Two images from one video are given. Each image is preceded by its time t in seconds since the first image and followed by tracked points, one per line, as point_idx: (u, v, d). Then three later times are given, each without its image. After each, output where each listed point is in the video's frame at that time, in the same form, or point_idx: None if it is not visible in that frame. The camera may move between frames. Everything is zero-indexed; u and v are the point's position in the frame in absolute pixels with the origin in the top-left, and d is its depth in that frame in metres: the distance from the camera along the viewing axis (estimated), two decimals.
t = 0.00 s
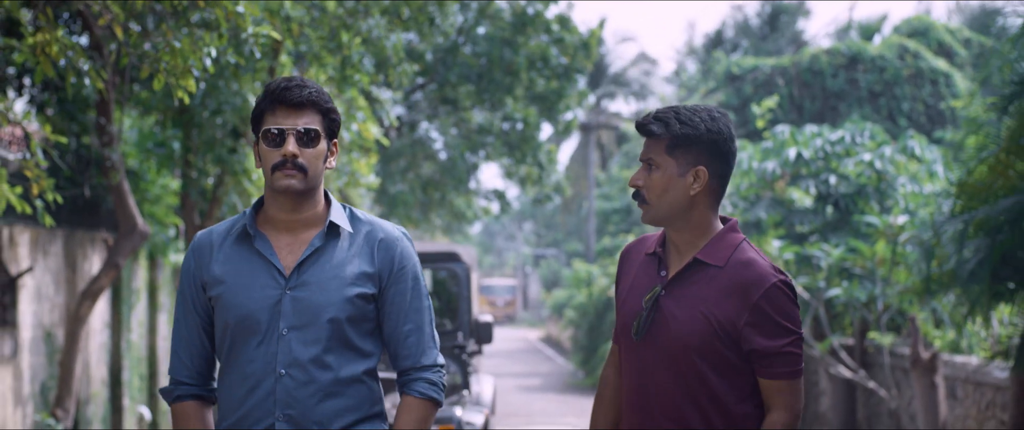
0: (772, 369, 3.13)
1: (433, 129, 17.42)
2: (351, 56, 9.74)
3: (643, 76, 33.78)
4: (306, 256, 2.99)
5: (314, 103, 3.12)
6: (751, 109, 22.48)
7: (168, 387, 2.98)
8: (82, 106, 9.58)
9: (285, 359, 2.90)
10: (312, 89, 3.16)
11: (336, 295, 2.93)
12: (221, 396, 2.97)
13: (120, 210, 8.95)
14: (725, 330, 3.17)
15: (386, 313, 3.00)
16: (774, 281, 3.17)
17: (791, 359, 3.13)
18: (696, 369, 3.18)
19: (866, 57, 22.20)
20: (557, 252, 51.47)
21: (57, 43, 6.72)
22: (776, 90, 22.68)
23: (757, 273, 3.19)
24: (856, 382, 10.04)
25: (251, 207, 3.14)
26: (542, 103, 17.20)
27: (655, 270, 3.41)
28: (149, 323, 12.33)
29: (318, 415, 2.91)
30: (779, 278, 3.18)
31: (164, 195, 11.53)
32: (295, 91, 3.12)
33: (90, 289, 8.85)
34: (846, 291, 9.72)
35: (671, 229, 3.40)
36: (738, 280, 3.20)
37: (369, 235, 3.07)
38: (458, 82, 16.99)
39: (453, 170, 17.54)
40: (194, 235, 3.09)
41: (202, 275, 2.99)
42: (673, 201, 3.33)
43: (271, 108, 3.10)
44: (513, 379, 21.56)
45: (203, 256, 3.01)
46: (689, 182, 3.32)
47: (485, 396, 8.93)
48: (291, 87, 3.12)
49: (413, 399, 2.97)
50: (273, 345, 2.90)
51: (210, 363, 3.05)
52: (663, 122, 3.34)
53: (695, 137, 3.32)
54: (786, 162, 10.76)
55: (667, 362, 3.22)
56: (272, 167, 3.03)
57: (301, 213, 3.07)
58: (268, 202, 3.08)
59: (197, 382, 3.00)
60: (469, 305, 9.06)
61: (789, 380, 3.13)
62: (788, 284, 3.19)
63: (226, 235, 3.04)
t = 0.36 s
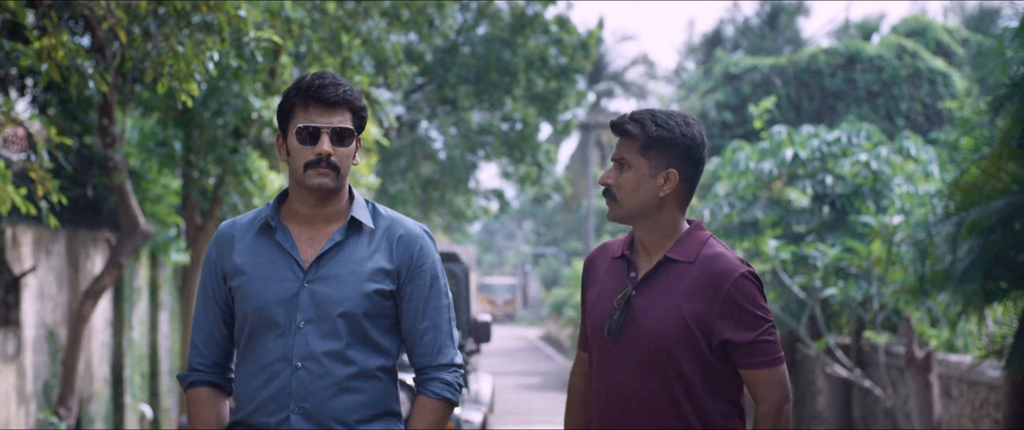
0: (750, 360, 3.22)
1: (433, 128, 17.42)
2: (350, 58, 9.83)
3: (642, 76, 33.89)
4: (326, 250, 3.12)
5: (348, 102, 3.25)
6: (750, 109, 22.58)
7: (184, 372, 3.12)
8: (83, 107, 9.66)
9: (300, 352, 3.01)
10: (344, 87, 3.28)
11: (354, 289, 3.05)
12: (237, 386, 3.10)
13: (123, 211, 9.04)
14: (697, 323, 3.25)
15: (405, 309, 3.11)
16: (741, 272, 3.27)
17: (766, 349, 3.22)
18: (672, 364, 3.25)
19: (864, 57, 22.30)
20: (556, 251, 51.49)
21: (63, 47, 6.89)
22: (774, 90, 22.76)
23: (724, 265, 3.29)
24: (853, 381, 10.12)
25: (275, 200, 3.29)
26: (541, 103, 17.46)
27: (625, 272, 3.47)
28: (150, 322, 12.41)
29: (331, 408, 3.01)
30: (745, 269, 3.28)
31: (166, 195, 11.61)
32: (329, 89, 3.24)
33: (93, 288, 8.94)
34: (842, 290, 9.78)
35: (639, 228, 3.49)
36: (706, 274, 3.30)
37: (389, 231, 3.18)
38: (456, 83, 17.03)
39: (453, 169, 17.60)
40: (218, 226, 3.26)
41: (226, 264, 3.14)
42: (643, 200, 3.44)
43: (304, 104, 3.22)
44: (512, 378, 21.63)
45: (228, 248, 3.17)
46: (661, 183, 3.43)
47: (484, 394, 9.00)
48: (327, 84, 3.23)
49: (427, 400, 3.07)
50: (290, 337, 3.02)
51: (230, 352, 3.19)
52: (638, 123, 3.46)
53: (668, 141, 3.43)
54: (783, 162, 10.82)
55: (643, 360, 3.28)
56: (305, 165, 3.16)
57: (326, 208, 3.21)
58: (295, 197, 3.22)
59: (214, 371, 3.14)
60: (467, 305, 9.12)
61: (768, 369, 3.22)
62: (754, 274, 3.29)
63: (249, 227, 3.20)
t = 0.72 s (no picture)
0: (728, 339, 3.41)
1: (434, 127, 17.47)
2: (352, 59, 9.90)
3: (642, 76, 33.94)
4: (327, 250, 3.16)
5: (348, 102, 3.28)
6: (750, 108, 22.65)
7: (178, 370, 3.16)
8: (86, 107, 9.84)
9: (305, 354, 3.05)
10: (346, 88, 3.31)
11: (356, 289, 3.09)
12: (236, 386, 3.13)
13: (127, 210, 9.11)
14: (672, 305, 3.43)
15: (406, 306, 3.16)
16: (711, 253, 3.45)
17: (745, 328, 3.40)
18: (650, 348, 3.42)
19: (864, 56, 22.35)
20: (557, 251, 51.58)
21: (70, 49, 6.93)
22: (775, 89, 22.83)
23: (694, 249, 3.48)
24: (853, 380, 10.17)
25: (271, 199, 3.33)
26: (542, 102, 17.58)
27: (602, 267, 3.68)
28: (153, 321, 12.46)
29: (337, 407, 3.05)
30: (715, 251, 3.47)
31: (169, 195, 11.65)
32: (332, 90, 3.25)
33: (97, 287, 8.99)
34: (842, 289, 9.82)
35: (623, 220, 3.70)
36: (678, 259, 3.48)
37: (387, 229, 3.24)
38: (457, 82, 17.04)
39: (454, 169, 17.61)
40: (209, 226, 3.30)
41: (222, 267, 3.18)
42: (629, 192, 3.65)
43: (307, 105, 3.24)
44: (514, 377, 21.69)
45: (223, 250, 3.21)
46: (645, 175, 3.66)
47: (486, 392, 9.06)
48: (328, 84, 3.25)
49: (428, 397, 3.09)
50: (294, 338, 3.06)
51: (223, 350, 3.23)
52: (625, 119, 3.70)
53: (653, 135, 3.69)
54: (783, 161, 10.78)
55: (623, 347, 3.46)
56: (310, 166, 3.20)
57: (326, 208, 3.26)
58: (293, 198, 3.27)
59: (208, 368, 3.18)
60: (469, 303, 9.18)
61: (745, 348, 3.40)
62: (723, 254, 3.47)
63: (244, 227, 3.24)
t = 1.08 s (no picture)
0: (744, 334, 3.25)
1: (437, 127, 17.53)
2: (358, 59, 9.96)
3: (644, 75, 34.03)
4: (301, 251, 3.08)
5: (316, 102, 3.23)
6: (751, 107, 22.73)
7: (138, 384, 2.97)
8: (90, 107, 9.84)
9: (291, 354, 2.97)
10: (312, 89, 3.25)
11: (337, 286, 3.05)
12: (209, 393, 2.98)
13: (133, 210, 9.11)
14: (689, 301, 3.30)
15: (375, 306, 3.13)
16: (727, 246, 3.32)
17: (760, 320, 3.24)
18: (670, 345, 3.30)
19: (865, 55, 22.33)
20: (560, 250, 51.76)
21: (81, 51, 7.03)
22: (776, 89, 22.92)
23: (710, 243, 3.35)
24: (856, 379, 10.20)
25: (231, 201, 3.21)
26: (544, 101, 17.50)
27: (620, 269, 3.56)
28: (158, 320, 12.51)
29: (324, 406, 2.99)
30: (731, 243, 3.33)
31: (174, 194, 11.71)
32: (304, 90, 3.19)
33: (104, 286, 9.00)
34: (845, 288, 9.85)
35: (654, 229, 3.55)
36: (694, 253, 3.36)
37: (356, 227, 3.20)
38: (461, 81, 17.03)
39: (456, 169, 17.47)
40: (163, 232, 3.13)
41: (191, 272, 3.03)
42: (662, 197, 3.54)
43: (279, 105, 3.15)
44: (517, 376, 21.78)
45: (190, 256, 3.05)
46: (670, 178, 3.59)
47: (491, 390, 9.10)
48: (300, 84, 3.18)
49: (396, 394, 3.08)
50: (277, 339, 2.97)
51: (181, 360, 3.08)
52: (651, 124, 3.55)
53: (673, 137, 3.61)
54: (787, 161, 10.82)
55: (642, 345, 3.34)
56: (285, 167, 3.12)
57: (294, 208, 3.18)
58: (259, 199, 3.17)
59: (169, 379, 3.02)
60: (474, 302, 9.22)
61: (763, 341, 3.24)
62: (740, 247, 3.33)
63: (208, 233, 3.10)
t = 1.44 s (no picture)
0: (796, 335, 3.14)
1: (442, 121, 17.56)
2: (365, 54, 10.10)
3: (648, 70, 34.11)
4: (284, 245, 2.94)
5: (303, 97, 3.09)
6: (756, 102, 22.78)
7: (123, 384, 2.79)
8: (99, 102, 9.95)
9: (283, 348, 2.84)
10: (298, 83, 3.11)
11: (323, 279, 2.93)
12: (199, 390, 2.83)
13: (141, 204, 9.07)
14: (741, 300, 3.19)
15: (352, 296, 3.03)
16: (780, 245, 3.20)
17: (814, 322, 3.12)
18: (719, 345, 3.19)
19: (871, 50, 22.31)
20: (564, 244, 51.95)
21: (91, 45, 7.07)
22: (782, 83, 22.97)
23: (762, 240, 3.23)
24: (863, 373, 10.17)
25: (209, 194, 3.05)
26: (551, 96, 17.69)
27: (668, 261, 3.44)
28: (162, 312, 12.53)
29: (316, 400, 2.88)
30: (785, 242, 3.21)
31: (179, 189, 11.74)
32: (293, 86, 3.05)
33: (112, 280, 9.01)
34: (852, 283, 9.82)
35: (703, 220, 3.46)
36: (747, 250, 3.24)
37: (334, 218, 3.08)
38: (467, 76, 16.94)
39: (462, 163, 17.61)
40: (140, 226, 2.92)
41: (175, 267, 2.86)
42: (713, 188, 3.44)
43: (268, 99, 3.00)
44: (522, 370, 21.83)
45: (174, 250, 2.87)
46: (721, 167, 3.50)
47: (499, 384, 9.10)
48: (288, 80, 3.04)
49: (376, 386, 3.01)
50: (267, 334, 2.84)
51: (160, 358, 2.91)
52: (702, 114, 3.44)
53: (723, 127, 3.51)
54: (793, 155, 11.02)
55: (692, 343, 3.23)
56: (274, 163, 2.98)
57: (276, 202, 3.04)
58: (240, 193, 3.02)
59: (151, 379, 2.84)
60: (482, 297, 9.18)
61: (814, 342, 3.13)
62: (795, 246, 3.22)
63: (190, 226, 2.92)
